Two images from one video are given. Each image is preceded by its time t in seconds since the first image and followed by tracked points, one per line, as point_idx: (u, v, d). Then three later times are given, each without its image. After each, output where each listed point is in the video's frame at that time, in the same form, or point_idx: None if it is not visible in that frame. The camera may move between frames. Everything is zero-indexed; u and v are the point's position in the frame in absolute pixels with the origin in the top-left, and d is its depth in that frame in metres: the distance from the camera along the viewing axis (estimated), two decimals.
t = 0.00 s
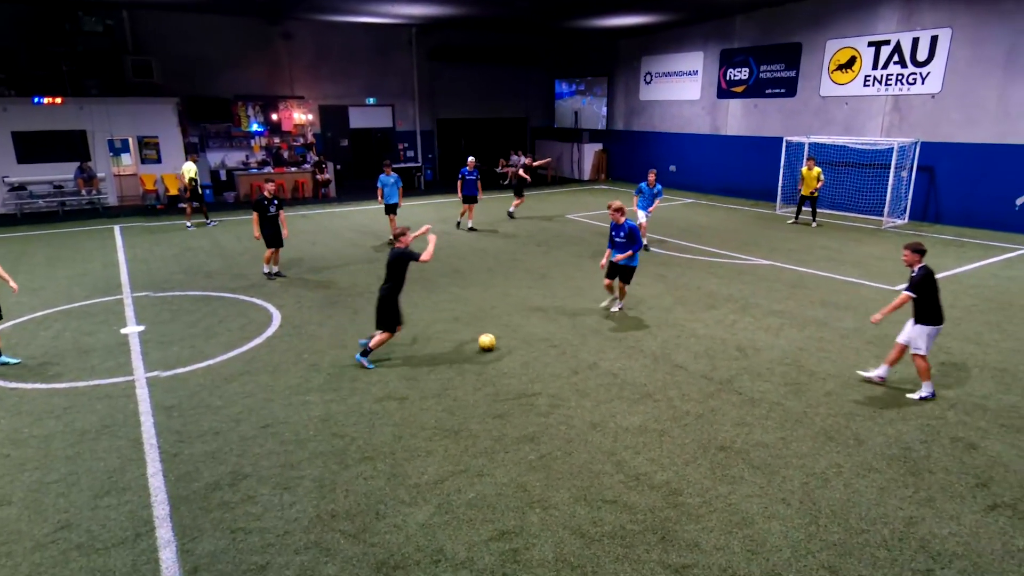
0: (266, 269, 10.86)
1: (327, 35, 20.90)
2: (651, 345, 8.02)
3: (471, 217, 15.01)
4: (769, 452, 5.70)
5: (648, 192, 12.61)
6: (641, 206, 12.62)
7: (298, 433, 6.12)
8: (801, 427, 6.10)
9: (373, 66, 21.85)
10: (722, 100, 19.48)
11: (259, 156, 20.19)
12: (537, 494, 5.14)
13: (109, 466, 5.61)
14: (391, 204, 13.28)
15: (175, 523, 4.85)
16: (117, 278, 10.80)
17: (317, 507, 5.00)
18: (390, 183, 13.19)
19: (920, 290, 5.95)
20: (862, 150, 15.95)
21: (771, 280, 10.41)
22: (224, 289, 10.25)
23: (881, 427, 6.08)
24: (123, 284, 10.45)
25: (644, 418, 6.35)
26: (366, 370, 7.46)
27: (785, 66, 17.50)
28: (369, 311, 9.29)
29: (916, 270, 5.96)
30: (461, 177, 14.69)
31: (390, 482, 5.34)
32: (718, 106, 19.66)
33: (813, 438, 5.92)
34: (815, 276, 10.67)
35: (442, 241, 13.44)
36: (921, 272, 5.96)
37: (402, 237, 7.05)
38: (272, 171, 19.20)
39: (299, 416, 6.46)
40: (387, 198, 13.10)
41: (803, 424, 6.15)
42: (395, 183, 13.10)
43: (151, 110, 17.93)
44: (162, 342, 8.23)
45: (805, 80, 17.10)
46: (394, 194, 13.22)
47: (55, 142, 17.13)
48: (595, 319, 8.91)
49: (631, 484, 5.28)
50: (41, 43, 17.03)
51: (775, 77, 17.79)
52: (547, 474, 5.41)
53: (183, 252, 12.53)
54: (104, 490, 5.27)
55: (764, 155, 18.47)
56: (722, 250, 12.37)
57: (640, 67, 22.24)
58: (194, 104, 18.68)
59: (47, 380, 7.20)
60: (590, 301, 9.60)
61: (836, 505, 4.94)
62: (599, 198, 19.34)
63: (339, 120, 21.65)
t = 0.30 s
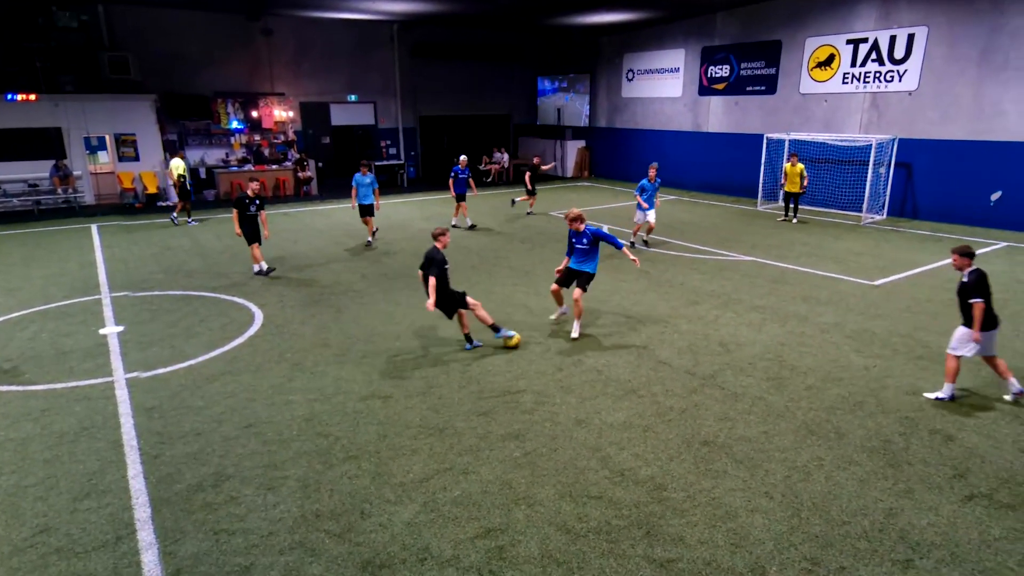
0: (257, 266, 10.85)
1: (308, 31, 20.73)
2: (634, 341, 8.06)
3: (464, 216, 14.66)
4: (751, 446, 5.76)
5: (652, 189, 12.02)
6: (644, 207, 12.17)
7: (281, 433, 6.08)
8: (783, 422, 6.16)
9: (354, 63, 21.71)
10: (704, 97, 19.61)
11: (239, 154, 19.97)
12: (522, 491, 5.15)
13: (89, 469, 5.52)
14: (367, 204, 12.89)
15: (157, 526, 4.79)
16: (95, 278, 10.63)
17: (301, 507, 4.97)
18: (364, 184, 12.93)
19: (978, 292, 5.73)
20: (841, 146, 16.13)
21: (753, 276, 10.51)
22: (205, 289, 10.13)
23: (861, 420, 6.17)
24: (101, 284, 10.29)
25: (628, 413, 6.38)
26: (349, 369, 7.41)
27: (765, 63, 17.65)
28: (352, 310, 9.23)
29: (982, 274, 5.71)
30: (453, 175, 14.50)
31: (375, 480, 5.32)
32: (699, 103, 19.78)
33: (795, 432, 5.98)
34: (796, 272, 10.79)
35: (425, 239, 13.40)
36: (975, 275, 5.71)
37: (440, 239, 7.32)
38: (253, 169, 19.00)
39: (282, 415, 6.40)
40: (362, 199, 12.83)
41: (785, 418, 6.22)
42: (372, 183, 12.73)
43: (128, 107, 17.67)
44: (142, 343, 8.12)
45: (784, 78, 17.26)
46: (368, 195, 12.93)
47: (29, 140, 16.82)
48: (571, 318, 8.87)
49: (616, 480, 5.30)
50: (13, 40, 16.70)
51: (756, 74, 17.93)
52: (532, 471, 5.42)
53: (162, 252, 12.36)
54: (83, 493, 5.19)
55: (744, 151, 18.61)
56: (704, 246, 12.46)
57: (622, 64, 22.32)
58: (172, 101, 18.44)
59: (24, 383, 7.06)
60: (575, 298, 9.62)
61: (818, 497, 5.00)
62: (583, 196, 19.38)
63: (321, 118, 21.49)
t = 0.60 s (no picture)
0: (233, 269, 10.63)
1: (287, 30, 20.55)
2: (617, 339, 8.10)
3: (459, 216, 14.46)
4: (733, 442, 5.81)
5: (655, 191, 11.69)
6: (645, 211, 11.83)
7: (263, 435, 6.03)
8: (764, 417, 6.23)
9: (334, 62, 21.57)
10: (684, 96, 19.74)
11: (218, 153, 19.73)
12: (506, 490, 5.15)
13: (66, 474, 5.43)
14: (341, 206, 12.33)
15: (137, 531, 4.72)
16: (71, 280, 10.45)
17: (284, 510, 4.93)
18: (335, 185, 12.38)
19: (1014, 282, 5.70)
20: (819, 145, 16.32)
21: (734, 273, 10.61)
22: (184, 290, 10.01)
23: (841, 415, 6.25)
24: (78, 286, 10.13)
25: (611, 411, 6.41)
26: (332, 370, 7.37)
27: (743, 63, 17.82)
28: (334, 310, 9.17)
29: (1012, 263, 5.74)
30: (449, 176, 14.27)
31: (359, 482, 5.29)
32: (679, 102, 19.91)
33: (775, 428, 6.05)
34: (776, 270, 10.91)
35: (408, 238, 13.37)
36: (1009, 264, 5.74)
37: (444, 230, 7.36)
38: (232, 168, 18.81)
39: (264, 417, 6.35)
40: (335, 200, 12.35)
41: (766, 414, 6.29)
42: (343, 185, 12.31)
43: (102, 106, 17.37)
44: (120, 345, 8.00)
45: (763, 77, 17.44)
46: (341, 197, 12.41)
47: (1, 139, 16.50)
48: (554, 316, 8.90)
49: (600, 477, 5.32)
50: None
51: (735, 74, 18.09)
52: (517, 470, 5.42)
53: (140, 252, 12.19)
54: (61, 498, 5.11)
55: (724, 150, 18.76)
56: (686, 244, 12.54)
57: (603, 64, 22.41)
58: (148, 100, 18.19)
59: None
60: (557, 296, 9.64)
61: (799, 491, 5.06)
62: (566, 194, 19.43)
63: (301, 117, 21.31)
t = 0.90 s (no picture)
0: (199, 275, 10.44)
1: (262, 31, 20.34)
2: (598, 340, 8.13)
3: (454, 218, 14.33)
4: (713, 441, 5.86)
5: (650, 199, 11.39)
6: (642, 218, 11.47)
7: (242, 441, 5.95)
8: (743, 416, 6.29)
9: (311, 64, 21.41)
10: (661, 98, 19.88)
11: (193, 156, 19.47)
12: (489, 492, 5.14)
13: (38, 484, 5.32)
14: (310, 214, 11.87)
15: (112, 540, 4.64)
16: (42, 285, 10.25)
17: (264, 516, 4.87)
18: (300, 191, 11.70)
19: None
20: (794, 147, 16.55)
21: (712, 274, 10.71)
22: (160, 295, 9.86)
23: (818, 413, 6.33)
24: (50, 292, 9.93)
25: (593, 412, 6.43)
26: (311, 374, 7.30)
27: (720, 65, 18.00)
28: (313, 314, 9.09)
29: None
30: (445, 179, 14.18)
31: (340, 486, 5.25)
32: (657, 104, 20.05)
33: (754, 426, 6.11)
34: (753, 270, 11.04)
35: (387, 241, 13.31)
36: None
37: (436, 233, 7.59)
38: (208, 172, 18.64)
39: (243, 423, 6.27)
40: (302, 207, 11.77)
41: (745, 413, 6.35)
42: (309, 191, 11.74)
43: (73, 108, 17.10)
44: (94, 352, 7.85)
45: (739, 79, 17.65)
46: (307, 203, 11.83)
47: None
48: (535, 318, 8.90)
49: (582, 478, 5.33)
50: None
51: (711, 76, 18.28)
52: (498, 472, 5.42)
53: (113, 257, 11.98)
54: (33, 508, 5.00)
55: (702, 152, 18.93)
56: (665, 245, 12.64)
57: (581, 66, 22.52)
58: (120, 102, 17.90)
59: None
60: (538, 298, 9.67)
61: (778, 489, 5.12)
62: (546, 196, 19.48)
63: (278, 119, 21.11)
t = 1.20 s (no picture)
0: (173, 283, 10.28)
1: (237, 35, 20.15)
2: (578, 344, 8.16)
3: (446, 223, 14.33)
4: (692, 443, 5.90)
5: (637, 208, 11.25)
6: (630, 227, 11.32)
7: (219, 450, 5.87)
8: (721, 418, 6.35)
9: (287, 68, 21.26)
10: (638, 103, 20.05)
11: (167, 161, 19.19)
12: (470, 498, 5.12)
13: (7, 498, 5.19)
14: (277, 220, 11.65)
15: (85, 553, 4.54)
16: (11, 294, 10.04)
17: (241, 526, 4.80)
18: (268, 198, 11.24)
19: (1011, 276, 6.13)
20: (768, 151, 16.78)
21: (691, 277, 10.80)
22: (133, 303, 9.70)
23: (794, 414, 6.41)
24: (19, 301, 9.71)
25: (573, 416, 6.45)
26: (289, 382, 7.23)
27: (695, 71, 18.22)
28: (290, 321, 9.01)
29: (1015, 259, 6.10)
30: (441, 184, 14.02)
31: (319, 495, 5.19)
32: (634, 109, 20.22)
33: (733, 428, 6.17)
34: (731, 273, 11.15)
35: (366, 246, 13.24)
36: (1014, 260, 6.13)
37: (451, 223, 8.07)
38: (183, 177, 18.42)
39: (219, 432, 6.18)
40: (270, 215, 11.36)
41: (723, 415, 6.41)
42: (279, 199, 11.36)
43: (43, 113, 16.79)
44: (65, 361, 7.70)
45: (713, 85, 17.88)
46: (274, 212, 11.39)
47: None
48: (514, 323, 8.90)
49: (563, 483, 5.34)
50: None
51: (687, 82, 18.49)
52: (479, 478, 5.40)
53: (85, 265, 11.76)
54: (2, 523, 4.88)
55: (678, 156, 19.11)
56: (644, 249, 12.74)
57: (558, 72, 22.64)
58: (92, 107, 17.61)
59: None
60: (517, 303, 9.68)
61: (756, 490, 5.17)
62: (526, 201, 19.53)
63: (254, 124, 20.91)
